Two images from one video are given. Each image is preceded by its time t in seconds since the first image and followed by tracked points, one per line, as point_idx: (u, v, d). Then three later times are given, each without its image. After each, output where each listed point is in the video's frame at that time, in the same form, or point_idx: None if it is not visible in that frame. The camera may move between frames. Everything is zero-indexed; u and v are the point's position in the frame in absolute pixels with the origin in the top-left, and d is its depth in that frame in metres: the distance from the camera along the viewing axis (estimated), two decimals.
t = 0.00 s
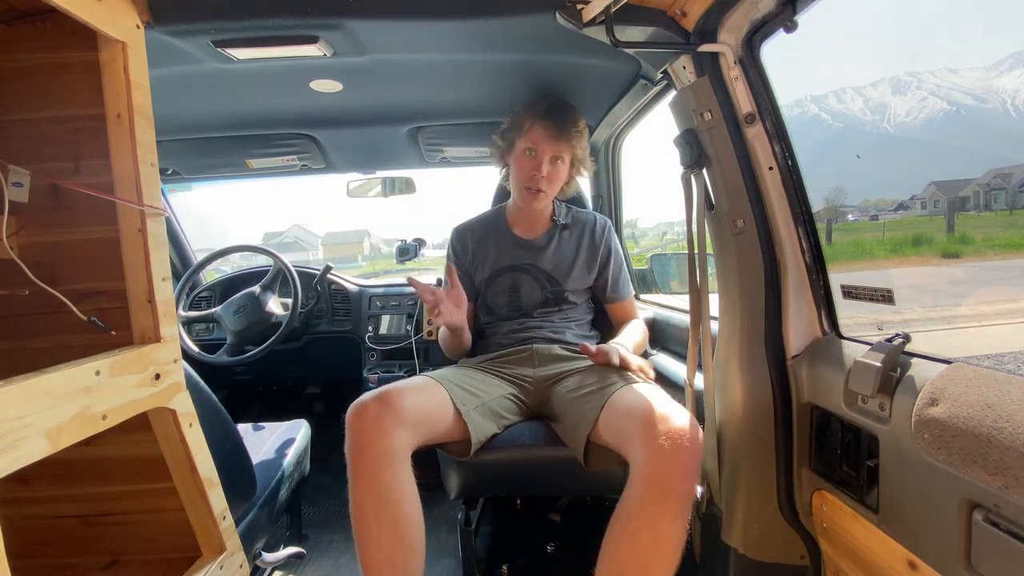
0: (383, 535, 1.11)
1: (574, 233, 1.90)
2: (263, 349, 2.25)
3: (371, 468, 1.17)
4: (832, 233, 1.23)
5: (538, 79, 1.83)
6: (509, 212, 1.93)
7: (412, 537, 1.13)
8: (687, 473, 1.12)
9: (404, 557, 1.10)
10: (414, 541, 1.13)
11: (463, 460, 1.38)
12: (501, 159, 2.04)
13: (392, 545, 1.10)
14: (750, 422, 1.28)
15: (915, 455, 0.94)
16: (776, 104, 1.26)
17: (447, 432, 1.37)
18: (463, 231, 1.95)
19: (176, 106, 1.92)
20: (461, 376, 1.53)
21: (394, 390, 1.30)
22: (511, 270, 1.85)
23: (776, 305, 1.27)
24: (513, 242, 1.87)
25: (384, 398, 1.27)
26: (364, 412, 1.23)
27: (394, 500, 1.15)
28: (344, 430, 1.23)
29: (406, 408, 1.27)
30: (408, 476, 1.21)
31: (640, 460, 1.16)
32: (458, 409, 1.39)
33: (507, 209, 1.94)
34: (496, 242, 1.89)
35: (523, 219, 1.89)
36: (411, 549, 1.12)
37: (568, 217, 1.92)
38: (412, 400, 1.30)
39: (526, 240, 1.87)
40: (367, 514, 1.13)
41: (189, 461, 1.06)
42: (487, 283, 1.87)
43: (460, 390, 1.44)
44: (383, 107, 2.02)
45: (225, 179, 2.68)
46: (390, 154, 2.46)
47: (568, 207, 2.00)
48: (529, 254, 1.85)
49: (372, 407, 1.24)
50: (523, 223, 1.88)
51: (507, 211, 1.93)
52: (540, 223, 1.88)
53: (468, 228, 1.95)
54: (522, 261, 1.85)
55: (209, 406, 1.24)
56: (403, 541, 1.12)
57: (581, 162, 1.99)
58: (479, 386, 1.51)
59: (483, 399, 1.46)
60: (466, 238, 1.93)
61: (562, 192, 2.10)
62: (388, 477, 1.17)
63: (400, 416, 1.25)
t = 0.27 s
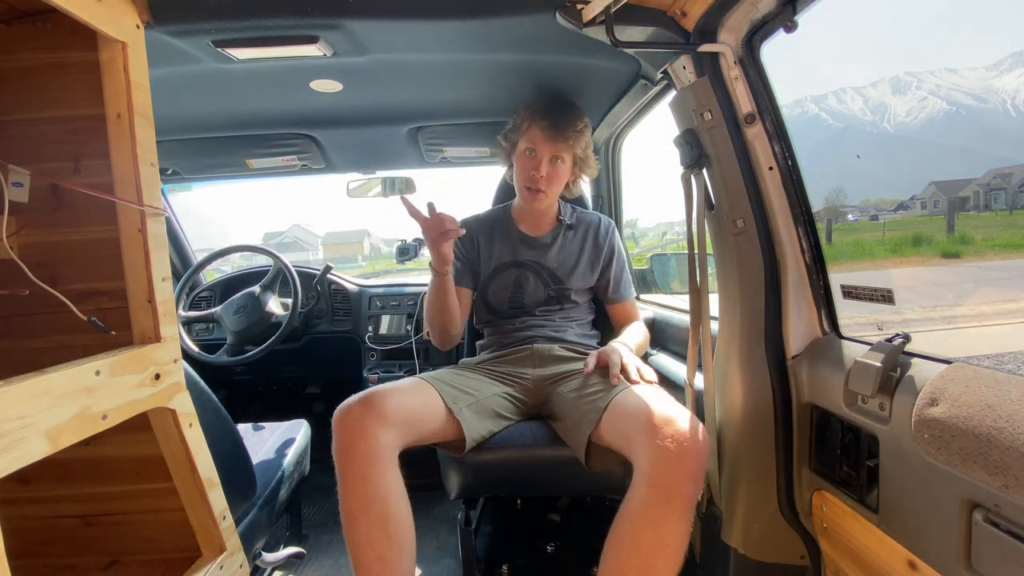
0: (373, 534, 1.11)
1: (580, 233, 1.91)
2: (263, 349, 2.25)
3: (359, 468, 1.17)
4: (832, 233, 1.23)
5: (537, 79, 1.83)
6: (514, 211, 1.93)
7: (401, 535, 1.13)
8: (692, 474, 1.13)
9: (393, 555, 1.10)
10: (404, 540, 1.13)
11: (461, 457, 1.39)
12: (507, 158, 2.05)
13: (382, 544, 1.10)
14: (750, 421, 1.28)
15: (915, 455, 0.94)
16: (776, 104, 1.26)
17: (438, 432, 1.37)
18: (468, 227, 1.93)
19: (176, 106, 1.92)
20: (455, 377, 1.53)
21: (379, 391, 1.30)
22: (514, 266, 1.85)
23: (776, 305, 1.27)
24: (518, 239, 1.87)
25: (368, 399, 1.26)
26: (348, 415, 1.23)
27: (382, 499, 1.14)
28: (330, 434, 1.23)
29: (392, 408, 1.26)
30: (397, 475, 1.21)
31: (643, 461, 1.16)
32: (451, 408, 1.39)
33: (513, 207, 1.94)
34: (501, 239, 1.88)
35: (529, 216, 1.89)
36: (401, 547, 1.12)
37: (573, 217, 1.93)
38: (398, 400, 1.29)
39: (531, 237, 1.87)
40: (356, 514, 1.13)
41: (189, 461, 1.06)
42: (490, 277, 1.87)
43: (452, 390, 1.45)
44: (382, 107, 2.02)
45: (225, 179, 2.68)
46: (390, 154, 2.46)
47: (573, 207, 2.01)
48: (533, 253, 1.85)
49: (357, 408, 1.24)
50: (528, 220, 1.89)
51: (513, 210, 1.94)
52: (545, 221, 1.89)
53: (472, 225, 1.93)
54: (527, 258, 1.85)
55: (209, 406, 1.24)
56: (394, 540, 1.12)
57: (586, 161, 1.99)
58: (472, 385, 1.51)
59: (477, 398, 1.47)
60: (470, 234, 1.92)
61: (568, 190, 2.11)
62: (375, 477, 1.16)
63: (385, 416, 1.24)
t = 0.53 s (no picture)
0: (379, 534, 1.11)
1: (577, 233, 1.91)
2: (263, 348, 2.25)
3: (366, 467, 1.17)
4: (832, 233, 1.23)
5: (537, 79, 1.83)
6: (512, 211, 1.93)
7: (408, 535, 1.13)
8: (693, 474, 1.13)
9: (399, 556, 1.10)
10: (410, 540, 1.13)
11: (461, 459, 1.38)
12: (502, 159, 2.04)
13: (388, 544, 1.10)
14: (750, 421, 1.28)
15: (915, 455, 0.94)
16: (776, 104, 1.26)
17: (441, 433, 1.36)
18: (465, 229, 1.94)
19: (176, 106, 1.92)
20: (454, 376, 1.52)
21: (389, 390, 1.30)
22: (512, 268, 1.85)
23: (776, 305, 1.27)
24: (515, 240, 1.87)
25: (377, 399, 1.26)
26: (357, 414, 1.23)
27: (389, 499, 1.14)
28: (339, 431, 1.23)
29: (400, 408, 1.26)
30: (405, 475, 1.20)
31: (642, 461, 1.16)
32: (456, 408, 1.39)
33: (510, 209, 1.94)
34: (498, 241, 1.88)
35: (525, 218, 1.89)
36: (408, 547, 1.12)
37: (570, 217, 1.93)
38: (406, 399, 1.29)
39: (528, 238, 1.87)
40: (361, 513, 1.13)
41: (189, 461, 1.06)
42: (488, 279, 1.87)
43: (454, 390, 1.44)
44: (382, 107, 2.02)
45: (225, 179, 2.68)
46: (390, 154, 2.46)
47: (570, 206, 2.01)
48: (530, 253, 1.85)
49: (365, 407, 1.24)
50: (524, 222, 1.89)
51: (511, 211, 1.94)
52: (542, 221, 1.89)
53: (469, 226, 1.94)
54: (524, 259, 1.85)
55: (209, 406, 1.24)
56: (400, 540, 1.12)
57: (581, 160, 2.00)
58: (474, 385, 1.51)
59: (481, 398, 1.46)
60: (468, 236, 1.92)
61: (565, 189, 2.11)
62: (382, 477, 1.16)
63: (394, 416, 1.24)
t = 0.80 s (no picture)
0: (376, 535, 1.11)
1: (575, 232, 1.90)
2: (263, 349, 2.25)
3: (361, 468, 1.16)
4: (832, 233, 1.23)
5: (537, 80, 1.83)
6: (509, 212, 1.93)
7: (405, 536, 1.13)
8: (692, 474, 1.13)
9: (396, 556, 1.10)
10: (408, 541, 1.13)
11: (461, 457, 1.39)
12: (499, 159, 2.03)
13: (385, 544, 1.10)
14: (750, 421, 1.28)
15: (915, 455, 0.94)
16: (776, 104, 1.26)
17: (440, 433, 1.37)
18: (463, 230, 1.95)
19: (176, 106, 1.92)
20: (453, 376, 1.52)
21: (384, 391, 1.30)
22: (510, 268, 1.85)
23: (777, 305, 1.27)
24: (513, 241, 1.87)
25: (373, 399, 1.26)
26: (353, 414, 1.23)
27: (386, 499, 1.14)
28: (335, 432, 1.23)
29: (396, 408, 1.26)
30: (401, 475, 1.20)
31: (642, 460, 1.16)
32: (454, 407, 1.40)
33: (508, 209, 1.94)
34: (496, 242, 1.89)
35: (522, 219, 1.89)
36: (405, 548, 1.12)
37: (568, 217, 1.93)
38: (402, 400, 1.29)
39: (526, 238, 1.87)
40: (358, 514, 1.13)
41: (189, 461, 1.06)
42: (486, 280, 1.87)
43: (453, 390, 1.44)
44: (382, 107, 2.02)
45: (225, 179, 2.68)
46: (390, 154, 2.46)
47: (568, 206, 2.01)
48: (528, 254, 1.85)
49: (361, 407, 1.24)
50: (522, 223, 1.89)
51: (509, 211, 1.94)
52: (540, 220, 1.89)
53: (467, 228, 1.95)
54: (522, 259, 1.85)
55: (209, 406, 1.24)
56: (397, 541, 1.12)
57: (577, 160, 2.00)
58: (473, 385, 1.51)
59: (480, 398, 1.47)
60: (466, 238, 1.93)
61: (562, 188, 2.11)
62: (379, 477, 1.16)
63: (389, 416, 1.24)
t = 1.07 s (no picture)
0: (374, 535, 1.11)
1: (574, 233, 1.91)
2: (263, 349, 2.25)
3: (357, 468, 1.16)
4: (832, 233, 1.23)
5: (537, 79, 1.83)
6: (508, 212, 1.93)
7: (402, 537, 1.13)
8: (692, 474, 1.12)
9: (393, 556, 1.10)
10: (406, 541, 1.13)
11: (461, 454, 1.39)
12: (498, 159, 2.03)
13: (382, 545, 1.10)
14: (750, 421, 1.28)
15: (915, 455, 0.94)
16: (776, 104, 1.26)
17: (439, 432, 1.37)
18: (463, 230, 1.95)
19: (176, 106, 1.92)
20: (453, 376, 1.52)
21: (379, 392, 1.30)
22: (509, 268, 1.85)
23: (777, 305, 1.27)
24: (513, 241, 1.87)
25: (368, 399, 1.26)
26: (347, 415, 1.23)
27: (382, 499, 1.15)
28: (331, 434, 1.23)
29: (391, 408, 1.26)
30: (397, 475, 1.21)
31: (642, 460, 1.16)
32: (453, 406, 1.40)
33: (507, 209, 1.94)
34: (495, 242, 1.89)
35: (522, 219, 1.89)
36: (403, 548, 1.12)
37: (567, 217, 1.93)
38: (397, 400, 1.29)
39: (525, 238, 1.87)
40: (355, 514, 1.13)
41: (189, 461, 1.06)
42: (486, 280, 1.87)
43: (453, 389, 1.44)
44: (382, 107, 2.02)
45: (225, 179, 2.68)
46: (390, 154, 2.46)
47: (567, 206, 2.01)
48: (527, 254, 1.85)
49: (357, 408, 1.24)
50: (522, 223, 1.89)
51: (508, 211, 1.94)
52: (539, 220, 1.89)
53: (466, 228, 1.95)
54: (522, 259, 1.85)
55: (209, 406, 1.24)
56: (396, 541, 1.12)
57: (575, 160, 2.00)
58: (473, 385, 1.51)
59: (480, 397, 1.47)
60: (466, 238, 1.93)
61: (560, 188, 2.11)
62: (375, 478, 1.16)
63: (384, 415, 1.24)
